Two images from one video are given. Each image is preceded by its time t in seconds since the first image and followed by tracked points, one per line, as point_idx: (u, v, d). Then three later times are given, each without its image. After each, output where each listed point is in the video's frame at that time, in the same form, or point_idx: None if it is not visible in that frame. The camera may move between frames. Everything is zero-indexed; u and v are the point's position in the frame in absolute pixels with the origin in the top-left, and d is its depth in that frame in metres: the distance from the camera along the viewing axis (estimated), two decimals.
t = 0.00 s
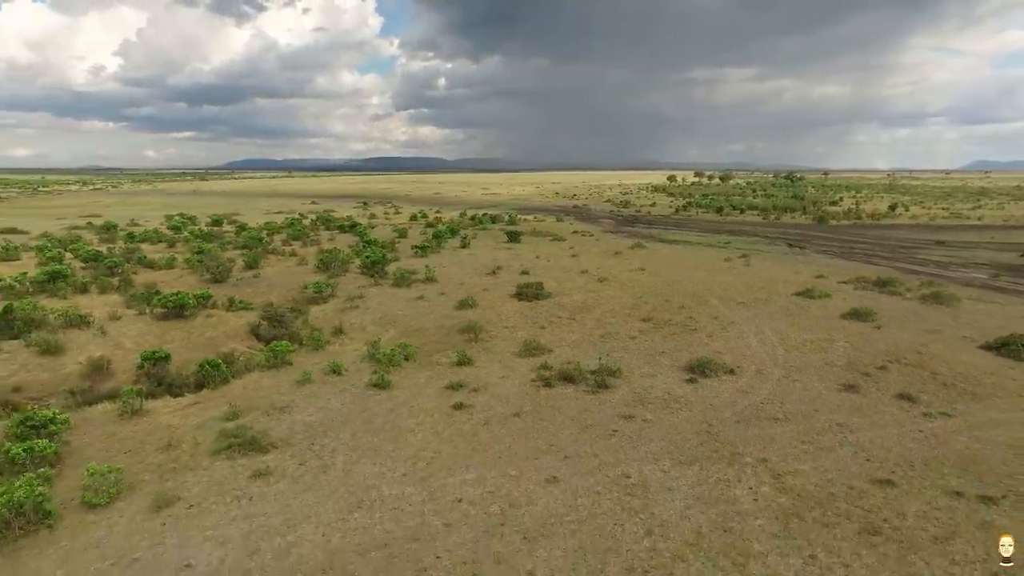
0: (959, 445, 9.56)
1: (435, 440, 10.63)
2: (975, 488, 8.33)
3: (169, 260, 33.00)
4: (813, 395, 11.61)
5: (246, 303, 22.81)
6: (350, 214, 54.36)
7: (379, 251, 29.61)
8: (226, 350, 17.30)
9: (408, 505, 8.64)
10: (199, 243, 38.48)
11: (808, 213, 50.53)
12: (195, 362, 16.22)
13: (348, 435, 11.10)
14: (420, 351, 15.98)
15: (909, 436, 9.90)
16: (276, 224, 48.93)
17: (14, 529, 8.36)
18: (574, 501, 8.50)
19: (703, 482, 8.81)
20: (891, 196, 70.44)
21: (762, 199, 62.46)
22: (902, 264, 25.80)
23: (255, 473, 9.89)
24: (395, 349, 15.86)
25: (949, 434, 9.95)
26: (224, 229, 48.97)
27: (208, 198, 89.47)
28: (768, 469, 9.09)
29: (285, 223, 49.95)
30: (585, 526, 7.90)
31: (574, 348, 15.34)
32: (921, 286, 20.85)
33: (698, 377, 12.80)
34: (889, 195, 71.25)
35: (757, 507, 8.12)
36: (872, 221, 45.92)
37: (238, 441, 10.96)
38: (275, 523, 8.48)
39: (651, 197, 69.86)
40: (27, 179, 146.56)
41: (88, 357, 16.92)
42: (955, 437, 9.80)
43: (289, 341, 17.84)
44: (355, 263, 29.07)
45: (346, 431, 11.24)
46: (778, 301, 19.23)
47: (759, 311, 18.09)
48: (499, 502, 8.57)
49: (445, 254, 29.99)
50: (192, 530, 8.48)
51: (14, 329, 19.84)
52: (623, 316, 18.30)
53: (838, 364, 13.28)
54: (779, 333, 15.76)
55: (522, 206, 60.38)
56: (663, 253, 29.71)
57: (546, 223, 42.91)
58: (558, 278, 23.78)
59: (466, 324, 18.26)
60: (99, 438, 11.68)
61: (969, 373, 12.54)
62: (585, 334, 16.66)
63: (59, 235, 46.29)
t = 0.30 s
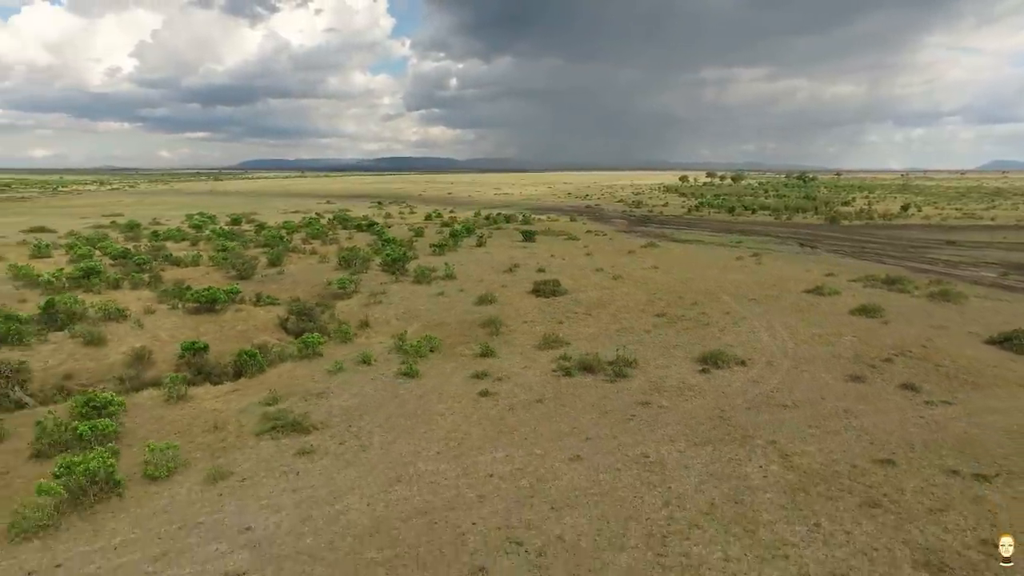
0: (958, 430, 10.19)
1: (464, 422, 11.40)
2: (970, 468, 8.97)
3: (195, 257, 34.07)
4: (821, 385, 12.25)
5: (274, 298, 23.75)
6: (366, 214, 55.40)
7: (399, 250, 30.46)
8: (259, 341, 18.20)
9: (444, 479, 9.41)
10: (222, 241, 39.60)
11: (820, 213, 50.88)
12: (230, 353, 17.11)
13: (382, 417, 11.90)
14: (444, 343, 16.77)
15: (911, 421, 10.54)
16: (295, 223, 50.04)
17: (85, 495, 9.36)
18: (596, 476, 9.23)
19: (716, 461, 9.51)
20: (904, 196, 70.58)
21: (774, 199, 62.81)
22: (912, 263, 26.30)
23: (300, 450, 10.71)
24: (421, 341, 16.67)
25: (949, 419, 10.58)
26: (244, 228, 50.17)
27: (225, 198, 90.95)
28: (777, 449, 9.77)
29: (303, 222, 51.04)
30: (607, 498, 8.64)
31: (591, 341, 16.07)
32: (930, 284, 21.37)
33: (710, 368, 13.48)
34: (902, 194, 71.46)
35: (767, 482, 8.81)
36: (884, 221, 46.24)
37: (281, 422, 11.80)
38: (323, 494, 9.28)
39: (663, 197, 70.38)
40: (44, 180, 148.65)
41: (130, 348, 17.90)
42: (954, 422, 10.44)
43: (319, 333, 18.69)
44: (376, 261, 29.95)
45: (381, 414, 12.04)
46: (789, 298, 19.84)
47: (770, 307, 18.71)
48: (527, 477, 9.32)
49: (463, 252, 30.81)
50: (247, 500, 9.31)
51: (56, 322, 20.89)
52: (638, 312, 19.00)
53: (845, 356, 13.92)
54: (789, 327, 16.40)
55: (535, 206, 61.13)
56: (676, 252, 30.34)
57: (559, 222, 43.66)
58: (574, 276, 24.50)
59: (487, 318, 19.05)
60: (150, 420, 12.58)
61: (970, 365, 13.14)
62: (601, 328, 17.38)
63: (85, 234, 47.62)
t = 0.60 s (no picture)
0: (958, 415, 10.84)
1: (492, 406, 12.18)
2: (968, 449, 9.63)
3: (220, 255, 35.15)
4: (829, 374, 12.91)
5: (300, 293, 24.65)
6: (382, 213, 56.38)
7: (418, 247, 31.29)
8: (290, 333, 19.09)
9: (476, 456, 10.19)
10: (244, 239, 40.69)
11: (832, 213, 51.21)
12: (264, 343, 18.01)
13: (414, 401, 12.70)
14: (467, 336, 17.56)
15: (914, 408, 11.19)
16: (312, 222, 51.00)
17: (147, 469, 10.40)
18: (618, 454, 9.97)
19: (730, 441, 10.21)
20: (916, 196, 70.65)
21: (786, 199, 63.13)
22: (922, 262, 26.75)
23: (340, 430, 11.52)
24: (445, 333, 17.46)
25: (951, 406, 11.22)
26: (263, 226, 51.29)
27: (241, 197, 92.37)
28: (786, 431, 10.46)
29: (321, 220, 52.10)
30: (629, 473, 9.38)
31: (609, 334, 16.80)
32: (939, 282, 21.89)
33: (723, 358, 14.17)
34: (915, 194, 71.49)
35: (777, 460, 9.52)
36: (896, 221, 46.54)
37: (320, 405, 12.63)
38: (365, 468, 10.09)
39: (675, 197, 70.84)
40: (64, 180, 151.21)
41: (168, 339, 18.90)
42: (955, 409, 11.08)
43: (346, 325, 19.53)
44: (395, 258, 30.83)
45: (413, 398, 12.84)
46: (799, 294, 20.45)
47: (781, 303, 19.34)
48: (554, 454, 10.07)
49: (479, 250, 31.58)
50: (296, 473, 10.14)
51: (95, 315, 21.98)
52: (653, 307, 19.68)
53: (853, 349, 14.56)
54: (799, 322, 17.04)
55: (547, 205, 61.86)
56: (689, 250, 30.96)
57: (573, 221, 44.36)
58: (589, 273, 25.22)
59: (507, 312, 19.82)
60: (196, 403, 13.51)
61: (974, 357, 13.74)
62: (618, 322, 18.10)
63: (110, 232, 48.93)
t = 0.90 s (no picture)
0: (961, 402, 11.47)
1: (518, 392, 12.95)
2: (968, 433, 10.28)
3: (244, 253, 36.23)
4: (839, 365, 13.56)
5: (324, 289, 25.54)
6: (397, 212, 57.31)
7: (436, 246, 32.13)
8: (319, 326, 19.96)
9: (506, 436, 10.97)
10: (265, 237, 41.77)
11: (844, 213, 51.51)
12: (295, 335, 18.89)
13: (444, 387, 13.48)
14: (490, 329, 18.33)
15: (919, 396, 11.82)
16: (330, 220, 52.01)
17: (199, 448, 11.30)
18: (638, 435, 10.70)
19: (744, 424, 10.91)
20: (929, 196, 70.60)
21: (798, 199, 63.40)
22: (933, 261, 27.18)
23: (377, 413, 12.33)
24: (468, 326, 18.24)
25: (955, 394, 11.84)
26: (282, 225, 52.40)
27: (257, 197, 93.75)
28: (797, 416, 11.15)
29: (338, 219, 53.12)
30: (650, 451, 10.12)
31: (625, 328, 17.51)
32: (948, 280, 22.38)
33: (736, 350, 14.85)
34: (928, 194, 71.41)
35: (788, 441, 10.21)
36: (908, 221, 46.80)
37: (355, 391, 13.45)
38: (403, 446, 10.87)
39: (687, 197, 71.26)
40: (81, 181, 153.36)
41: (203, 331, 19.87)
42: (959, 397, 11.71)
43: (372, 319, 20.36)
44: (414, 256, 31.68)
45: (443, 385, 13.62)
46: (810, 291, 21.04)
47: (792, 299, 19.96)
48: (579, 435, 10.82)
49: (496, 248, 32.35)
50: (339, 451, 10.96)
51: (131, 309, 23.04)
52: (667, 303, 20.36)
53: (862, 342, 15.18)
54: (810, 317, 17.67)
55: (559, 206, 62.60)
56: (701, 249, 31.57)
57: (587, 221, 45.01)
58: (604, 270, 25.92)
59: (526, 307, 20.58)
60: (236, 389, 14.39)
61: (978, 351, 14.33)
62: (634, 316, 18.80)
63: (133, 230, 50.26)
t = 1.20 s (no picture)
0: (965, 391, 12.13)
1: (542, 380, 13.74)
2: (971, 418, 10.96)
3: (266, 251, 37.25)
4: (848, 357, 14.25)
5: (348, 284, 26.44)
6: (412, 211, 58.23)
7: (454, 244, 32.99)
8: (347, 319, 20.84)
9: (534, 419, 11.77)
10: (286, 235, 42.80)
11: (856, 213, 51.87)
12: (325, 328, 19.79)
13: (472, 376, 14.30)
14: (511, 323, 19.12)
15: (925, 385, 12.50)
16: (346, 219, 53.01)
17: (248, 429, 12.18)
18: (658, 419, 11.45)
19: (757, 410, 11.65)
20: (942, 196, 70.54)
21: (809, 198, 63.69)
22: (943, 259, 27.63)
23: (411, 398, 13.15)
24: (491, 320, 19.04)
25: (959, 384, 12.51)
26: (300, 223, 53.45)
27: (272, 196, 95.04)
28: (807, 403, 11.87)
29: (355, 218, 54.15)
30: (669, 433, 10.88)
31: (642, 322, 18.25)
32: (958, 278, 22.92)
33: (750, 343, 15.56)
34: (941, 194, 71.58)
35: (799, 425, 10.93)
36: (920, 221, 47.12)
37: (389, 379, 14.29)
38: (439, 428, 11.68)
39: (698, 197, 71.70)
40: (98, 182, 155.62)
41: (236, 324, 20.84)
42: (963, 386, 12.37)
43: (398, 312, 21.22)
44: (433, 254, 32.53)
45: (471, 374, 14.45)
46: (821, 289, 21.67)
47: (803, 296, 20.60)
48: (602, 418, 11.60)
49: (512, 247, 33.13)
50: (379, 431, 11.81)
51: (165, 303, 24.08)
52: (681, 299, 21.08)
53: (871, 336, 15.84)
54: (821, 313, 18.31)
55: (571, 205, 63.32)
56: (714, 248, 32.19)
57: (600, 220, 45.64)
58: (619, 268, 26.64)
59: (545, 303, 21.36)
60: (274, 377, 15.28)
61: (984, 344, 14.94)
62: (650, 311, 19.53)
63: (156, 228, 51.51)
